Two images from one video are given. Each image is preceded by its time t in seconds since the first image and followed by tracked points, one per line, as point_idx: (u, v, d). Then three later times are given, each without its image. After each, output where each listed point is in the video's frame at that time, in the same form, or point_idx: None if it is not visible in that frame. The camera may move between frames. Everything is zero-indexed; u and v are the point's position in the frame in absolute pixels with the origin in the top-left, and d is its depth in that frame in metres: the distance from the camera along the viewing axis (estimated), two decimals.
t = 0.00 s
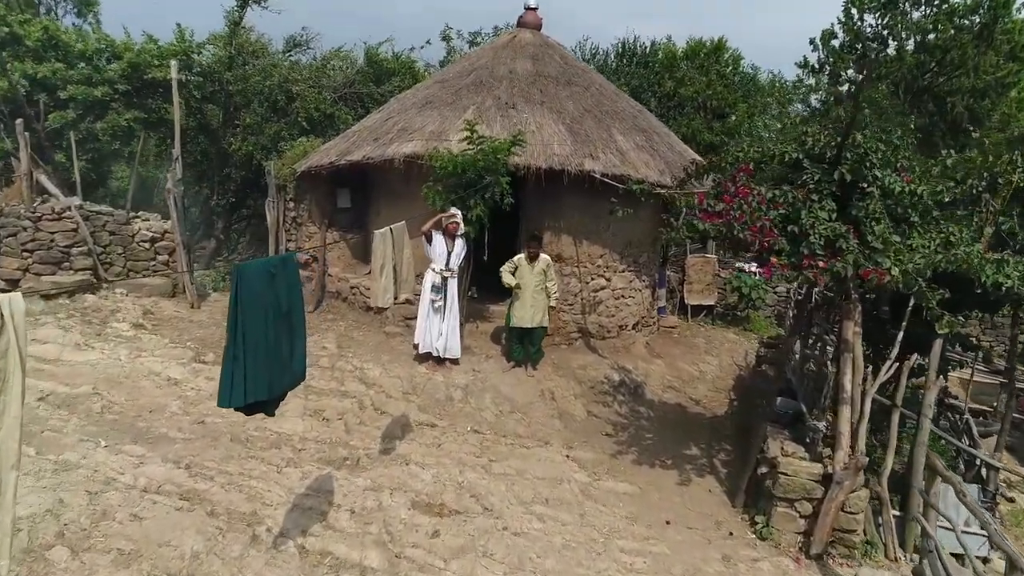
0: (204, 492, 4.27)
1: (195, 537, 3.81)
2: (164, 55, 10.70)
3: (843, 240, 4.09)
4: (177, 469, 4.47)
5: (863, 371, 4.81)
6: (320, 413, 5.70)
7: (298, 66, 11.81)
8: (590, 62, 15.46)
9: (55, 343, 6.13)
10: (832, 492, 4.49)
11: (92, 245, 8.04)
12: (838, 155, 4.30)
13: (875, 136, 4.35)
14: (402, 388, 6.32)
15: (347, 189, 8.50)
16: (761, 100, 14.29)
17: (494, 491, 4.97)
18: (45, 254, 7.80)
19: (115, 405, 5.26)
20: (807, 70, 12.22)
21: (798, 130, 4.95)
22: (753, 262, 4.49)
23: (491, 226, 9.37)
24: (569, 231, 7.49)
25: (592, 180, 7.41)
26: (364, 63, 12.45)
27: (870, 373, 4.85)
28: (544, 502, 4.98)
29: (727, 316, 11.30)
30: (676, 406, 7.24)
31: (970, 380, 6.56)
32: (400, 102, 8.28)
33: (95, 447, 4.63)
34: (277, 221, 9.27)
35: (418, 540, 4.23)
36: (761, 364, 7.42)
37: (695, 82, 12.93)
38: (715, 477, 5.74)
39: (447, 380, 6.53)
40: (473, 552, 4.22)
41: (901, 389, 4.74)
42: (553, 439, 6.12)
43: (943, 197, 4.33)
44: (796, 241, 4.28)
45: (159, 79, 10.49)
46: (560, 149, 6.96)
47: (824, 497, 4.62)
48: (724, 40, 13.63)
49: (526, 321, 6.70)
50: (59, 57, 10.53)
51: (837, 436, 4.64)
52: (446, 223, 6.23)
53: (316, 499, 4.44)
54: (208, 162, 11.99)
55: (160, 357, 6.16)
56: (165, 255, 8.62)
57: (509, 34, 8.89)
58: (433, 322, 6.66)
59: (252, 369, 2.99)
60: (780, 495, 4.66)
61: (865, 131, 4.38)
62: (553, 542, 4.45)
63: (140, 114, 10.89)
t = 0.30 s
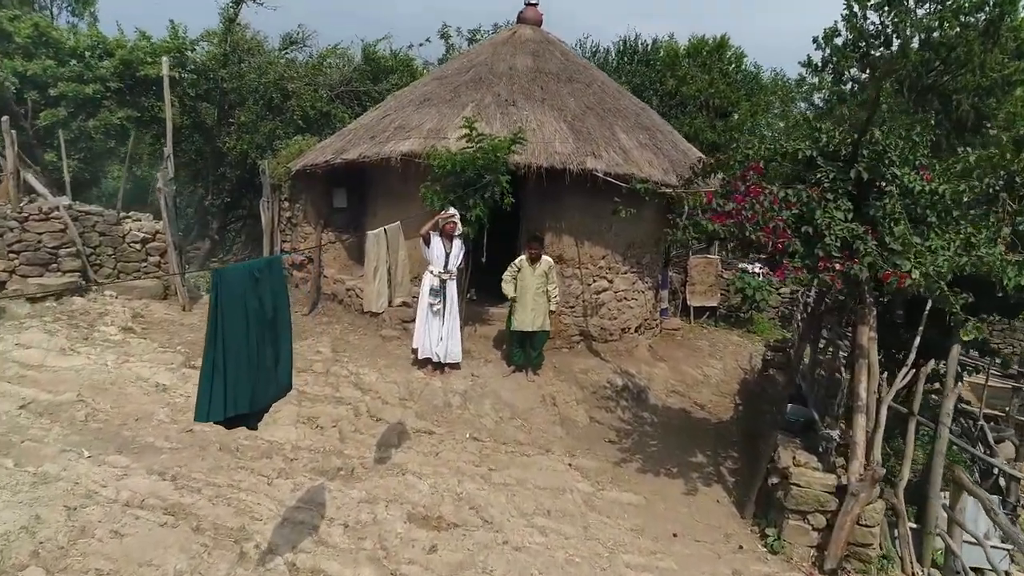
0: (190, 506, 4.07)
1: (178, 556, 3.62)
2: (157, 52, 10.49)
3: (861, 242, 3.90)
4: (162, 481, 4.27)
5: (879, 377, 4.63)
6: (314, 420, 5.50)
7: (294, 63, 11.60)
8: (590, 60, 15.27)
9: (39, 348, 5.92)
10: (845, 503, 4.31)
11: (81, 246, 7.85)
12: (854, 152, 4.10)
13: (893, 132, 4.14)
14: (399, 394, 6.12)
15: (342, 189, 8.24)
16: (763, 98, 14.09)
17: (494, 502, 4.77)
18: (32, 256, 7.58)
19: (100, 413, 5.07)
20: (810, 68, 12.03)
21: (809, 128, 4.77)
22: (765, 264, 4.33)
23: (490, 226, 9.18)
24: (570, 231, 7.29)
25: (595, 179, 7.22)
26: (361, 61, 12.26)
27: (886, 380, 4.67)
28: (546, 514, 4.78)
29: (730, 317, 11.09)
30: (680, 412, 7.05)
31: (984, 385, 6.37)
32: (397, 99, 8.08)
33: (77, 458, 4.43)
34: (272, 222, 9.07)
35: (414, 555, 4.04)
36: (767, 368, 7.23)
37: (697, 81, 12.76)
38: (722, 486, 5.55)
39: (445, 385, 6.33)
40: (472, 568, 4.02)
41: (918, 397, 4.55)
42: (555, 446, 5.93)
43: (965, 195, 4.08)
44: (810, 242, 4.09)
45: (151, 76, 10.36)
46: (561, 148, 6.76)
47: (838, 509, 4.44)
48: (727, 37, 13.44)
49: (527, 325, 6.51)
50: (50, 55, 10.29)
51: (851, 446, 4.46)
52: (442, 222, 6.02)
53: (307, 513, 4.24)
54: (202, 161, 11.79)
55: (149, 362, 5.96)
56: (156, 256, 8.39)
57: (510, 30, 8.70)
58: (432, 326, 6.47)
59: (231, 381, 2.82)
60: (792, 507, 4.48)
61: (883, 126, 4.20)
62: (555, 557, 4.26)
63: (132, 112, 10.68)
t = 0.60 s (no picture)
0: (174, 521, 3.87)
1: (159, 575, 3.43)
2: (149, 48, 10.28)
3: (880, 243, 3.71)
4: (146, 494, 4.08)
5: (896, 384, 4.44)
6: (307, 428, 5.29)
7: (290, 60, 11.41)
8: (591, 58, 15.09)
9: (23, 352, 5.73)
10: (862, 516, 4.11)
11: (70, 247, 7.65)
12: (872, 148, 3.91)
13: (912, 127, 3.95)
14: (395, 400, 5.93)
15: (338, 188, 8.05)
16: (766, 96, 13.91)
17: (494, 514, 4.58)
18: (18, 257, 7.37)
19: (84, 421, 4.87)
20: (814, 65, 11.85)
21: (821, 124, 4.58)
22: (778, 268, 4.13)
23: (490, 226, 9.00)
24: (572, 231, 7.10)
25: (597, 178, 7.04)
26: (358, 58, 12.06)
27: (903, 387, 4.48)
28: (549, 526, 4.59)
29: (733, 318, 10.94)
30: (685, 417, 6.87)
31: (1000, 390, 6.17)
32: (394, 96, 7.88)
33: (58, 470, 4.23)
34: (266, 222, 8.89)
35: (410, 572, 3.84)
36: (774, 372, 7.04)
37: (700, 78, 12.58)
38: (729, 496, 5.36)
39: (443, 391, 6.14)
40: None
41: (935, 404, 4.37)
42: (556, 454, 5.74)
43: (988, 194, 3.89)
44: (827, 243, 3.91)
45: (143, 73, 10.15)
46: (563, 145, 6.58)
47: (854, 523, 4.25)
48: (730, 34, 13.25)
49: (527, 329, 6.32)
50: (40, 52, 10.02)
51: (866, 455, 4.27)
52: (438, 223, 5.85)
53: (298, 528, 4.04)
54: (197, 160, 11.61)
55: (137, 367, 5.76)
56: (148, 257, 8.24)
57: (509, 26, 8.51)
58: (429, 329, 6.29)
59: (210, 394, 2.73)
60: (805, 520, 4.28)
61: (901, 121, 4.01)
62: (559, 573, 4.07)
63: (125, 110, 10.46)
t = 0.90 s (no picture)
0: (158, 536, 3.69)
1: None
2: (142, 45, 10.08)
3: (900, 245, 3.51)
4: (129, 508, 3.89)
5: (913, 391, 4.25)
6: (299, 436, 5.10)
7: (286, 58, 11.21)
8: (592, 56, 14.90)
9: (5, 357, 5.54)
10: (878, 530, 3.93)
11: (58, 248, 7.46)
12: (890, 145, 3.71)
13: (931, 123, 3.76)
14: (391, 406, 5.74)
15: (333, 188, 7.95)
16: (770, 94, 13.70)
17: (494, 527, 4.39)
18: (4, 258, 7.17)
19: (67, 429, 4.68)
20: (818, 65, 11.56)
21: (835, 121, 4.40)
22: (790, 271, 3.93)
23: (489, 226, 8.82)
24: (573, 232, 6.91)
25: (599, 177, 6.85)
26: (355, 56, 11.86)
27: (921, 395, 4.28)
28: (550, 540, 4.40)
29: (736, 319, 10.84)
30: (689, 422, 6.69)
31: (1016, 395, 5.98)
32: (391, 93, 7.69)
33: (37, 482, 4.04)
34: (261, 222, 8.72)
35: None
36: (781, 376, 6.86)
37: (702, 76, 12.42)
38: (737, 505, 5.19)
39: (441, 396, 5.95)
40: None
41: (955, 412, 4.18)
42: (558, 462, 5.56)
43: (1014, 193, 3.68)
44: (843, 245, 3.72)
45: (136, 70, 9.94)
46: (564, 143, 6.39)
47: (869, 537, 4.06)
48: (733, 32, 13.07)
49: (527, 333, 6.13)
50: (30, 48, 9.82)
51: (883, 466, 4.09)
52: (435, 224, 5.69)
53: (288, 543, 3.86)
54: (191, 159, 11.42)
55: (124, 372, 5.57)
56: (139, 258, 8.11)
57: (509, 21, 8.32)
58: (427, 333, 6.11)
59: (188, 405, 2.58)
60: (819, 534, 4.11)
61: (921, 118, 3.83)
62: None
63: (117, 108, 10.27)
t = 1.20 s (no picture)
0: (139, 563, 3.49)
1: None
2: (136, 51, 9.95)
3: (924, 255, 3.30)
4: (111, 532, 3.69)
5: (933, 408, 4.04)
6: (292, 453, 4.90)
7: (283, 64, 11.07)
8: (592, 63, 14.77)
9: None
10: (899, 555, 3.73)
11: (47, 257, 7.28)
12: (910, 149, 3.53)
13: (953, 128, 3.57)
14: (388, 421, 5.54)
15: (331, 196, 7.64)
16: (772, 101, 13.58)
17: (494, 550, 4.19)
18: None
19: (49, 447, 4.49)
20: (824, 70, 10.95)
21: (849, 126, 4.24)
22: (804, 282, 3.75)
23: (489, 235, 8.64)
24: (575, 241, 6.73)
25: (602, 185, 6.68)
26: (352, 62, 11.70)
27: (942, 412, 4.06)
28: (553, 564, 4.21)
29: (740, 331, 10.54)
30: (695, 437, 6.49)
31: None
32: (388, 99, 7.53)
33: (13, 504, 3.84)
34: (255, 231, 8.55)
35: None
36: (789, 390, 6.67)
37: (704, 83, 12.28)
38: (748, 525, 4.98)
39: (439, 411, 5.76)
40: None
41: (977, 430, 3.97)
42: (561, 480, 5.36)
43: None
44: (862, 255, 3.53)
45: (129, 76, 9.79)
46: (566, 150, 6.22)
47: (889, 561, 3.87)
48: (734, 38, 12.94)
49: (526, 344, 5.93)
50: (23, 54, 9.78)
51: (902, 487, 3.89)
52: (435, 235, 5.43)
53: (277, 570, 3.66)
54: (186, 167, 11.27)
55: (111, 387, 5.37)
56: (130, 268, 7.92)
57: (509, 26, 8.17)
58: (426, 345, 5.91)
59: (166, 433, 2.38)
60: (835, 558, 3.91)
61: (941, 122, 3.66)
62: None
63: (111, 115, 10.10)
